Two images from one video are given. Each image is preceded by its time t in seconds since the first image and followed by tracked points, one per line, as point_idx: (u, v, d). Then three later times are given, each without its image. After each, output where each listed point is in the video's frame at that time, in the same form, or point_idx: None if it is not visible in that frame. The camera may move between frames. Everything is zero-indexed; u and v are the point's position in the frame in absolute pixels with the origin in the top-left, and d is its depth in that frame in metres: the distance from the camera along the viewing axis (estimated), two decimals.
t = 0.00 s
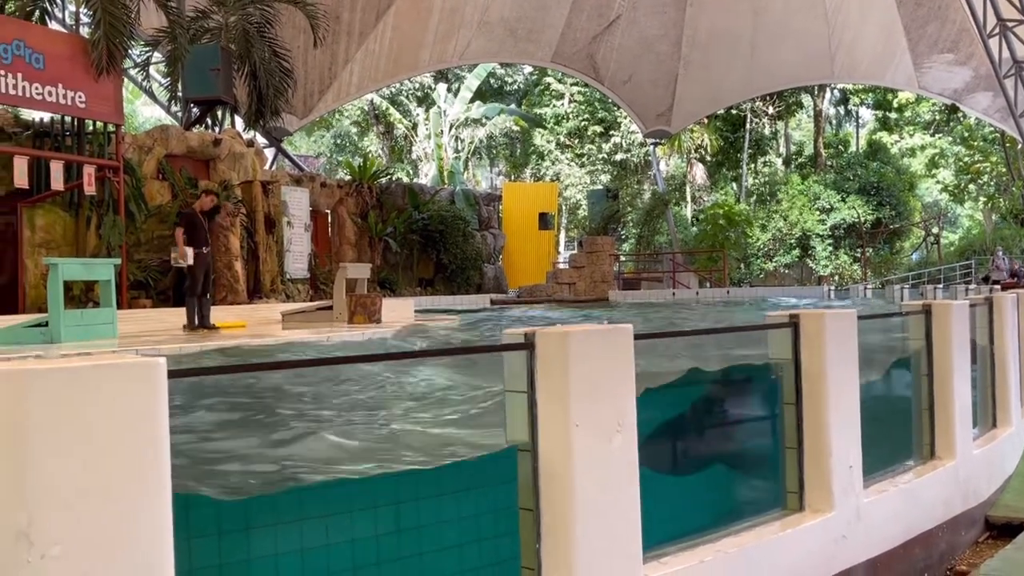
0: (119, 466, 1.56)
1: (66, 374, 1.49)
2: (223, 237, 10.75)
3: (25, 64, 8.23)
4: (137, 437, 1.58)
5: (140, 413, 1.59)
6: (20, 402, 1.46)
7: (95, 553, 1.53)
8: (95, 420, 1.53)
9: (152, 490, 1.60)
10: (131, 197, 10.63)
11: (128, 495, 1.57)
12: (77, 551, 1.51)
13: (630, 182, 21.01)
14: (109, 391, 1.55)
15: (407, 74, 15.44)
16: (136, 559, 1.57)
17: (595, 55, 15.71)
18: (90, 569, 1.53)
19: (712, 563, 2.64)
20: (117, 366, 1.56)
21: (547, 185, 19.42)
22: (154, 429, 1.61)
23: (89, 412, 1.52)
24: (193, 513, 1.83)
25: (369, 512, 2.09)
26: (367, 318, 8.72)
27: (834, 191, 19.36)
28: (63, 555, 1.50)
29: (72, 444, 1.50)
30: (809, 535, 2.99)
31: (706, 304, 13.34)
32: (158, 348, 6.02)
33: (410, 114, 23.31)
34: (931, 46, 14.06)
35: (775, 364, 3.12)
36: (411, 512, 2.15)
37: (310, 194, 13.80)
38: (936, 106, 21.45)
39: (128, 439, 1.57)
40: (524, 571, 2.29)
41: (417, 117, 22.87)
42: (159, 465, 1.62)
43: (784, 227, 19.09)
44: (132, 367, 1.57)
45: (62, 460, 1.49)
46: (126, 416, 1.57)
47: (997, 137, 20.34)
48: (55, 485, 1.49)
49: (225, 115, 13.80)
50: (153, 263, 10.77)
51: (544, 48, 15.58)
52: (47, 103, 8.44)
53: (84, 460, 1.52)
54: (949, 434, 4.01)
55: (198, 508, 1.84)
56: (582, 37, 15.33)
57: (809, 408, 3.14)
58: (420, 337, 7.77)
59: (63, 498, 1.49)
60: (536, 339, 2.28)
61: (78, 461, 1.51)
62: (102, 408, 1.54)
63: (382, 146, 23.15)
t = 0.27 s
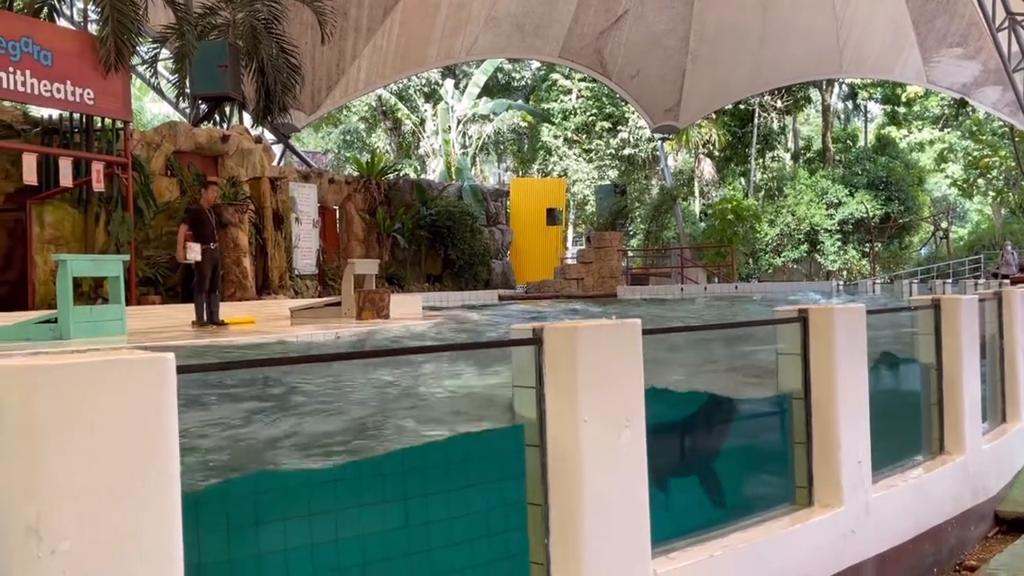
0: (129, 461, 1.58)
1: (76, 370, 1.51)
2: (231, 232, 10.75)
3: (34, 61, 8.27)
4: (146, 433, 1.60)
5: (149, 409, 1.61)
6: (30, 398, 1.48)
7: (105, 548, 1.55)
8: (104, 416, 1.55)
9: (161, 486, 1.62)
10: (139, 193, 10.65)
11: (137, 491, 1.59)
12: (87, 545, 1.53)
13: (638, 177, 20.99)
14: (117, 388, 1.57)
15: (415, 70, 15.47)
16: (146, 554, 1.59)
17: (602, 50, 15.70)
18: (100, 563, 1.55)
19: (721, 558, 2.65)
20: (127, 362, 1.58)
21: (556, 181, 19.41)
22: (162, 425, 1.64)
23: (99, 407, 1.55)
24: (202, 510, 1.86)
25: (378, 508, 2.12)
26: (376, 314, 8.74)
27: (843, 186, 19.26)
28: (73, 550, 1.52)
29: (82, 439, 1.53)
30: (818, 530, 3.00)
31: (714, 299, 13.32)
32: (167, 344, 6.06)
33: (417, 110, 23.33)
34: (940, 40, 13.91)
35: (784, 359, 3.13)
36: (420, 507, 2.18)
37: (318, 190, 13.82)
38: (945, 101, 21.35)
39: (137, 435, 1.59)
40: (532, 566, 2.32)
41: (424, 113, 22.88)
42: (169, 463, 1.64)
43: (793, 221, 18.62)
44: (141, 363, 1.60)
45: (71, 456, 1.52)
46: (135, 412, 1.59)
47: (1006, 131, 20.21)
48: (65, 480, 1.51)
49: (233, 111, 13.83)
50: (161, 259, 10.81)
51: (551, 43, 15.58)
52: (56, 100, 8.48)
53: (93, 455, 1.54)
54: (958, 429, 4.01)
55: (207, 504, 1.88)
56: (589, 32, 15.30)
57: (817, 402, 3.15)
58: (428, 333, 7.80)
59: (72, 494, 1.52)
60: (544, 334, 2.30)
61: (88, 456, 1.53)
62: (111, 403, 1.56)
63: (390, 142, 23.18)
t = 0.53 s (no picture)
0: (140, 456, 1.60)
1: (89, 366, 1.54)
2: (240, 229, 10.79)
3: (43, 57, 8.32)
4: (157, 427, 1.63)
5: (160, 404, 1.64)
6: (41, 393, 1.51)
7: (119, 542, 1.58)
8: (115, 412, 1.58)
9: (174, 480, 1.65)
10: (148, 189, 10.68)
11: (148, 485, 1.61)
12: (99, 540, 1.56)
13: (645, 172, 20.96)
14: (130, 383, 1.59)
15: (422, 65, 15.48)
16: (159, 547, 1.62)
17: (610, 45, 15.69)
18: (113, 557, 1.58)
19: (730, 552, 2.67)
20: (139, 358, 1.61)
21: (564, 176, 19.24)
22: (174, 419, 1.66)
23: (111, 403, 1.57)
24: (211, 504, 1.87)
25: (386, 502, 2.13)
26: (384, 309, 8.76)
27: (851, 180, 19.15)
28: (85, 544, 1.55)
29: (95, 432, 1.55)
30: (827, 525, 3.01)
31: (722, 293, 13.30)
32: (177, 339, 6.11)
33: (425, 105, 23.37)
34: (949, 34, 13.73)
35: (793, 354, 3.13)
36: (428, 501, 2.19)
37: (326, 185, 13.86)
38: (955, 94, 21.22)
39: (149, 430, 1.62)
40: (542, 561, 2.33)
41: (432, 108, 22.93)
42: (181, 456, 1.67)
43: (800, 216, 18.76)
44: (152, 358, 1.62)
45: (84, 451, 1.54)
46: (146, 407, 1.62)
47: (1016, 125, 20.04)
48: (76, 475, 1.54)
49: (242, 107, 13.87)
50: (170, 255, 10.88)
51: (559, 38, 15.57)
52: (65, 96, 8.53)
53: (106, 451, 1.56)
54: (968, 424, 4.01)
55: (216, 498, 1.89)
56: (597, 26, 15.27)
57: (826, 396, 3.16)
58: (436, 328, 7.82)
59: (88, 489, 1.55)
60: (553, 328, 2.32)
61: (99, 451, 1.56)
62: (123, 397, 1.59)
63: (398, 138, 23.23)
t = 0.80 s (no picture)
0: (150, 450, 1.62)
1: (101, 359, 1.56)
2: (249, 223, 10.84)
3: (52, 52, 8.36)
4: (166, 422, 1.65)
5: (170, 398, 1.66)
6: (52, 387, 1.52)
7: (129, 536, 1.60)
8: (126, 406, 1.60)
9: (184, 474, 1.68)
10: (159, 185, 10.63)
11: (158, 479, 1.64)
12: (110, 534, 1.58)
13: (654, 166, 20.79)
14: (141, 379, 1.62)
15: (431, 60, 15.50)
16: (168, 540, 1.65)
17: (619, 39, 15.65)
18: (123, 550, 1.60)
19: (740, 545, 2.67)
20: (150, 352, 1.63)
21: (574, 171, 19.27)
22: (184, 413, 1.68)
23: (122, 397, 1.59)
24: (222, 499, 1.93)
25: (397, 496, 2.15)
26: (393, 304, 8.75)
27: (861, 174, 19.06)
28: (96, 538, 1.56)
29: (106, 426, 1.57)
30: (837, 519, 3.02)
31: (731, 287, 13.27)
32: (187, 333, 6.14)
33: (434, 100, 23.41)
34: (959, 27, 13.60)
35: (803, 348, 3.14)
36: (438, 494, 2.21)
37: (335, 180, 13.89)
38: (965, 87, 21.10)
39: (159, 424, 1.64)
40: (552, 556, 2.34)
41: (441, 102, 22.96)
42: (190, 452, 1.70)
43: (809, 210, 18.57)
44: (162, 353, 1.64)
45: (95, 446, 1.56)
46: (156, 400, 1.64)
47: None
48: (87, 470, 1.55)
49: (251, 102, 13.91)
50: (180, 250, 10.91)
51: (568, 32, 15.55)
52: (74, 91, 8.57)
53: (117, 445, 1.59)
54: (979, 417, 4.00)
55: (226, 494, 1.94)
56: (606, 20, 15.23)
57: (836, 389, 3.16)
58: (445, 322, 7.84)
59: (97, 484, 1.56)
60: (562, 323, 2.32)
61: (110, 445, 1.58)
62: (134, 391, 1.61)
63: (407, 132, 23.26)
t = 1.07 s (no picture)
0: (163, 443, 1.65)
1: (115, 353, 1.59)
2: (260, 218, 10.89)
3: (64, 48, 8.41)
4: (179, 416, 1.68)
5: (183, 392, 1.69)
6: (65, 381, 1.54)
7: (142, 529, 1.63)
8: (139, 401, 1.63)
9: (196, 467, 1.70)
10: (170, 180, 10.70)
11: (171, 472, 1.67)
12: (124, 526, 1.60)
13: (664, 161, 21.02)
14: (154, 373, 1.64)
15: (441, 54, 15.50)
16: (181, 533, 1.67)
17: (629, 33, 15.65)
18: (136, 543, 1.62)
19: (751, 540, 2.68)
20: (163, 346, 1.66)
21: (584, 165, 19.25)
22: (195, 407, 1.71)
23: (136, 391, 1.62)
24: (234, 494, 1.92)
25: (407, 490, 2.17)
26: (404, 298, 8.77)
27: (872, 167, 18.98)
28: (109, 531, 1.59)
29: (120, 420, 1.60)
30: (849, 513, 3.03)
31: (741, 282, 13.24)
32: (199, 328, 6.18)
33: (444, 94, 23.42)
34: (971, 20, 13.56)
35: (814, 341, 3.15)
36: (448, 489, 2.23)
37: (345, 175, 13.91)
38: (977, 81, 20.96)
39: (171, 418, 1.67)
40: (562, 550, 2.36)
41: (451, 97, 22.97)
42: (201, 446, 1.72)
43: (820, 204, 18.62)
44: (174, 347, 1.67)
45: (109, 439, 1.59)
46: (169, 394, 1.67)
47: None
48: (100, 463, 1.58)
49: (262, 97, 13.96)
50: (191, 245, 10.97)
51: (578, 26, 15.55)
52: (86, 87, 8.61)
53: (131, 439, 1.61)
54: (991, 412, 3.99)
55: (238, 489, 1.93)
56: (616, 14, 15.23)
57: (848, 382, 3.17)
58: (455, 317, 7.86)
59: (108, 477, 1.58)
60: (573, 317, 2.34)
61: (124, 439, 1.60)
62: (147, 385, 1.64)
63: (416, 128, 23.28)
